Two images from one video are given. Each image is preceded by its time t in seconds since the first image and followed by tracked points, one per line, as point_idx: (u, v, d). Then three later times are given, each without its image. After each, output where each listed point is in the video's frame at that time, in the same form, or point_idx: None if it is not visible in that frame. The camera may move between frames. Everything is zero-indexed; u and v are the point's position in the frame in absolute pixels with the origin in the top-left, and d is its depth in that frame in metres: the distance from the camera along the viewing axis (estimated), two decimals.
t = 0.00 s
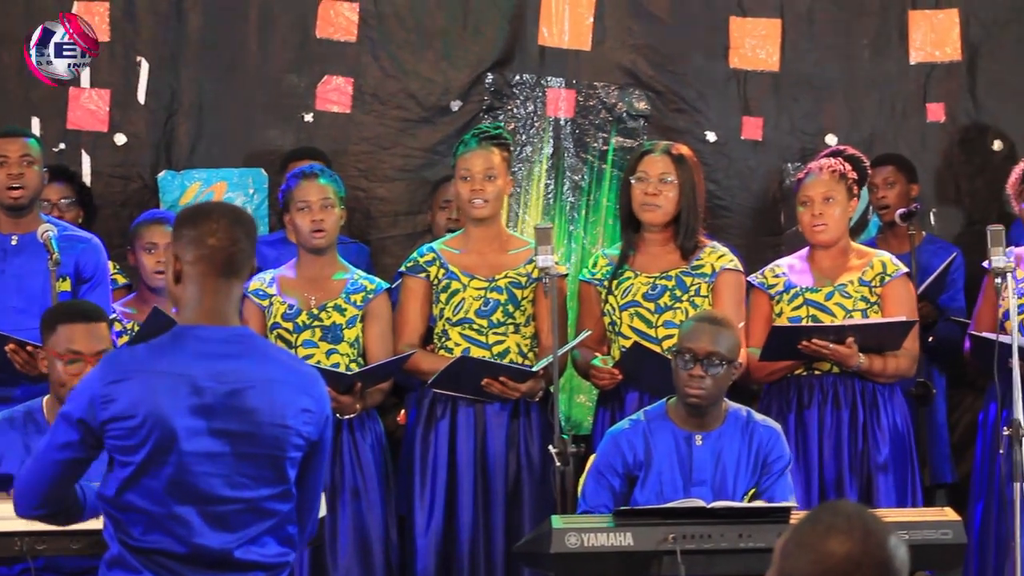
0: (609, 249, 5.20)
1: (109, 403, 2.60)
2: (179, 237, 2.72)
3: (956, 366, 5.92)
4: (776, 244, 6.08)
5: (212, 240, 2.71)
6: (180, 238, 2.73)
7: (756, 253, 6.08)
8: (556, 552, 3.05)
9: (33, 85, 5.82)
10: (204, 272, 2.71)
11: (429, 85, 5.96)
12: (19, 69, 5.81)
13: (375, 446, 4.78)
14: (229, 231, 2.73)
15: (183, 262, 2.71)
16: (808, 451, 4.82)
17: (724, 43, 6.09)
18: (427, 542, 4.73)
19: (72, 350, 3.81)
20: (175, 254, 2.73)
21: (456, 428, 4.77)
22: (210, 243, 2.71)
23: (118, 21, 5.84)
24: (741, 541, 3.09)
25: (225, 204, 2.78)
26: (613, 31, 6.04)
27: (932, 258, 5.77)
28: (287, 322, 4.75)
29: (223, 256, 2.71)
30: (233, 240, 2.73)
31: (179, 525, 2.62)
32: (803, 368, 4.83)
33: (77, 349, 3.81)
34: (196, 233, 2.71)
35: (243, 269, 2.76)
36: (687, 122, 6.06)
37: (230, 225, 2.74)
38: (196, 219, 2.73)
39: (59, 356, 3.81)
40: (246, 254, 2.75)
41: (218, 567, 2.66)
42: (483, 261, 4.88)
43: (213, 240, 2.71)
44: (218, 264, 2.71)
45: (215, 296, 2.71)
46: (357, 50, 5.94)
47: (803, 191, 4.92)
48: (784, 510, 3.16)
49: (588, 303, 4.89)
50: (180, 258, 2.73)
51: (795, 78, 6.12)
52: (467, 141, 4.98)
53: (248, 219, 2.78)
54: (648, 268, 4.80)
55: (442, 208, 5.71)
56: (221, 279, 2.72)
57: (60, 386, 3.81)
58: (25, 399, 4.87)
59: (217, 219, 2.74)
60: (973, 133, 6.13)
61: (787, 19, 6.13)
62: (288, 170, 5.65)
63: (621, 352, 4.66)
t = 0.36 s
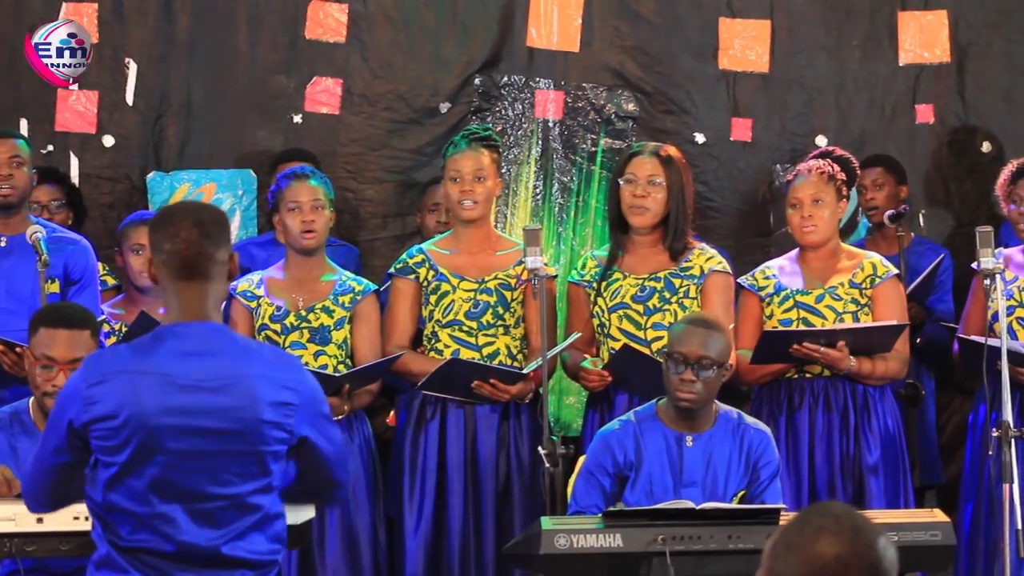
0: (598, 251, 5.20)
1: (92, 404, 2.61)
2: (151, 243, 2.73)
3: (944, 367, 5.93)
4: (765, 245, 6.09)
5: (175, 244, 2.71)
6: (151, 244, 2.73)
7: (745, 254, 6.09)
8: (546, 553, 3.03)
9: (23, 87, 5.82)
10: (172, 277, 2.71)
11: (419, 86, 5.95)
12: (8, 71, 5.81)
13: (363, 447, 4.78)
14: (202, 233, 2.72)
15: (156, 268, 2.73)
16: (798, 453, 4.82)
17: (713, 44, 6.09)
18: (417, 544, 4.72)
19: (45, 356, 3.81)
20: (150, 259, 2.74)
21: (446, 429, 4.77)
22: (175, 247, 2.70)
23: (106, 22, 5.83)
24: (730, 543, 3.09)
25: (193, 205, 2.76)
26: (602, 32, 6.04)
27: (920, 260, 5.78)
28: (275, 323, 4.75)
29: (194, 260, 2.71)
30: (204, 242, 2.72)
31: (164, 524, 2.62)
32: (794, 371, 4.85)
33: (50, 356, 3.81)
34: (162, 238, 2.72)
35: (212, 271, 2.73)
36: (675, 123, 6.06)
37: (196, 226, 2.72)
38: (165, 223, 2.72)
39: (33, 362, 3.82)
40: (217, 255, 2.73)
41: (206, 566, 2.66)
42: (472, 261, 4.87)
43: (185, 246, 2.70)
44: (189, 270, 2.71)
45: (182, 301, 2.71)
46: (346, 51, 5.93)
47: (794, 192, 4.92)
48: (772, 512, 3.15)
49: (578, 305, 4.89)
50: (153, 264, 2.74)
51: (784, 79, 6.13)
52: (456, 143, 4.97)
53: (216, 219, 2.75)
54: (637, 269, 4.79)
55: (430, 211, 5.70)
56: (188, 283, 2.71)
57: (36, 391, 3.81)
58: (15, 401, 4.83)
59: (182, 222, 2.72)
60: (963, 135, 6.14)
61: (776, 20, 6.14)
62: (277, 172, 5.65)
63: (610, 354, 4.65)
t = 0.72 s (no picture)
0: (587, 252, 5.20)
1: (86, 385, 2.58)
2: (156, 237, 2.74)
3: (935, 369, 5.94)
4: (755, 246, 6.09)
5: (181, 236, 2.71)
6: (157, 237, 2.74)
7: (735, 255, 6.09)
8: (535, 554, 2.99)
9: (12, 88, 5.79)
10: (176, 270, 2.71)
11: (409, 88, 5.95)
12: None
13: (351, 449, 4.79)
14: (209, 225, 2.72)
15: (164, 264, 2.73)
16: (789, 454, 4.82)
17: (703, 45, 6.09)
18: (408, 545, 4.71)
19: (44, 360, 3.80)
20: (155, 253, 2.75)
21: (435, 430, 4.77)
22: (180, 239, 2.70)
23: (97, 23, 5.82)
24: (720, 544, 3.05)
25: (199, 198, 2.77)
26: (592, 33, 6.04)
27: (910, 260, 5.78)
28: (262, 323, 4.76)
29: (201, 254, 2.70)
30: (210, 235, 2.72)
31: (155, 510, 2.59)
32: (785, 371, 4.85)
33: (49, 359, 3.80)
34: (167, 231, 2.72)
35: (216, 263, 2.72)
36: (665, 124, 6.06)
37: (201, 219, 2.72)
38: (172, 218, 2.73)
39: (31, 366, 3.78)
40: (225, 249, 2.73)
41: (196, 554, 2.63)
42: (462, 261, 4.87)
43: (193, 240, 2.71)
44: (197, 263, 2.70)
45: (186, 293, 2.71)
46: (336, 52, 5.93)
47: (785, 194, 4.93)
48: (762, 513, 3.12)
49: (568, 303, 4.90)
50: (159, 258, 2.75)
51: (774, 80, 6.13)
52: (447, 144, 4.97)
53: (222, 211, 2.76)
54: (626, 269, 4.80)
55: (420, 212, 5.70)
56: (191, 274, 2.71)
57: (32, 394, 3.76)
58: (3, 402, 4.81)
59: (188, 215, 2.73)
60: (953, 136, 6.14)
61: (766, 22, 6.14)
62: (268, 173, 5.64)
63: (601, 356, 4.66)
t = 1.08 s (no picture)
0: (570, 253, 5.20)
1: (79, 392, 2.62)
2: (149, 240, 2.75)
3: (918, 369, 5.96)
4: (738, 247, 6.10)
5: (178, 242, 2.73)
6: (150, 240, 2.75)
7: (716, 256, 6.10)
8: (518, 555, 2.96)
9: None
10: (171, 275, 2.73)
11: (391, 89, 5.94)
12: None
13: (333, 450, 4.78)
14: (204, 231, 2.75)
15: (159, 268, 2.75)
16: (773, 455, 4.83)
17: (686, 47, 6.09)
18: (390, 546, 4.71)
19: (28, 361, 3.78)
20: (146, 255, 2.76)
21: (418, 431, 4.76)
22: (177, 245, 2.72)
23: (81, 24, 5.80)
24: (703, 545, 3.02)
25: (194, 204, 2.78)
26: (576, 35, 6.04)
27: (893, 262, 5.79)
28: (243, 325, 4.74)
29: (198, 260, 2.73)
30: (207, 241, 2.74)
31: (145, 519, 2.62)
32: (770, 372, 4.85)
33: (32, 359, 3.78)
34: (163, 235, 2.74)
35: (212, 270, 2.75)
36: (648, 126, 6.06)
37: (197, 225, 2.75)
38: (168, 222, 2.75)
39: (16, 367, 3.76)
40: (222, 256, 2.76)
41: (185, 565, 2.66)
42: (445, 262, 4.86)
43: (192, 245, 2.73)
44: (194, 269, 2.73)
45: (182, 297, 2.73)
46: (319, 53, 5.91)
47: (769, 195, 4.93)
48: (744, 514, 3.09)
49: (550, 305, 4.88)
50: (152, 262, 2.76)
51: (757, 81, 6.14)
52: (431, 145, 4.97)
53: (218, 218, 2.78)
54: (609, 271, 4.80)
55: (403, 213, 5.70)
56: (186, 282, 2.73)
57: (18, 395, 3.72)
58: None
59: (185, 219, 2.75)
60: (935, 137, 6.15)
61: (750, 23, 6.14)
62: (252, 175, 5.63)
63: (584, 358, 4.65)
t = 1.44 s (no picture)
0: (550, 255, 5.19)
1: (63, 397, 2.72)
2: (126, 241, 2.84)
3: (897, 370, 5.97)
4: (717, 249, 6.11)
5: (159, 246, 2.83)
6: (126, 242, 2.84)
7: (696, 257, 6.11)
8: (498, 557, 2.93)
9: None
10: (151, 278, 2.83)
11: (370, 90, 5.93)
12: None
13: (313, 451, 4.77)
14: (179, 236, 2.85)
15: (131, 266, 2.84)
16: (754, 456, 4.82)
17: (666, 48, 6.10)
18: (370, 547, 4.69)
19: (6, 359, 3.80)
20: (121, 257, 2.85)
21: (398, 432, 4.75)
22: (158, 249, 2.82)
23: (61, 26, 5.78)
24: (683, 546, 2.98)
25: (169, 206, 2.89)
26: (555, 36, 6.04)
27: (872, 262, 5.80)
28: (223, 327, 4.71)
29: (177, 262, 2.84)
30: (181, 244, 2.84)
31: (131, 522, 2.71)
32: (752, 374, 4.86)
33: (10, 357, 3.79)
34: (143, 239, 2.83)
35: (191, 271, 2.87)
36: (628, 127, 6.07)
37: (178, 228, 2.85)
38: (141, 224, 2.83)
39: None
40: (195, 258, 2.87)
41: (171, 566, 2.76)
42: (425, 264, 4.85)
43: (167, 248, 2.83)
44: (168, 269, 2.83)
45: (164, 299, 2.84)
46: (298, 54, 5.90)
47: (751, 197, 4.94)
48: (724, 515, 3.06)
49: (529, 307, 4.89)
50: (128, 264, 2.85)
51: (736, 83, 6.14)
52: (411, 146, 4.96)
53: (194, 222, 2.90)
54: (588, 273, 4.80)
55: (382, 212, 5.69)
56: (168, 283, 2.84)
57: None
58: None
59: (164, 224, 2.85)
60: (914, 139, 6.17)
61: (729, 25, 6.16)
62: (232, 176, 5.62)
63: (563, 359, 4.66)
